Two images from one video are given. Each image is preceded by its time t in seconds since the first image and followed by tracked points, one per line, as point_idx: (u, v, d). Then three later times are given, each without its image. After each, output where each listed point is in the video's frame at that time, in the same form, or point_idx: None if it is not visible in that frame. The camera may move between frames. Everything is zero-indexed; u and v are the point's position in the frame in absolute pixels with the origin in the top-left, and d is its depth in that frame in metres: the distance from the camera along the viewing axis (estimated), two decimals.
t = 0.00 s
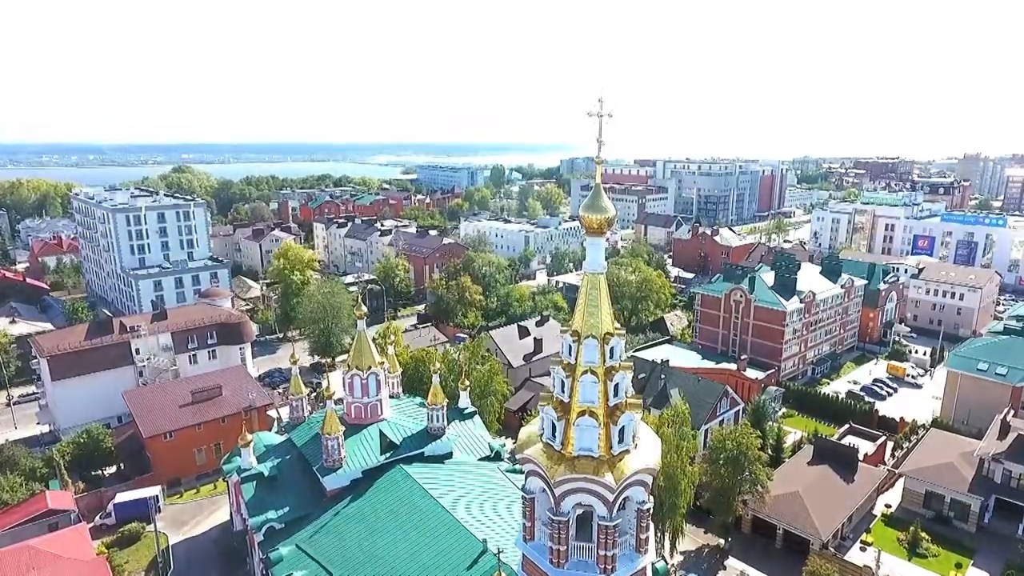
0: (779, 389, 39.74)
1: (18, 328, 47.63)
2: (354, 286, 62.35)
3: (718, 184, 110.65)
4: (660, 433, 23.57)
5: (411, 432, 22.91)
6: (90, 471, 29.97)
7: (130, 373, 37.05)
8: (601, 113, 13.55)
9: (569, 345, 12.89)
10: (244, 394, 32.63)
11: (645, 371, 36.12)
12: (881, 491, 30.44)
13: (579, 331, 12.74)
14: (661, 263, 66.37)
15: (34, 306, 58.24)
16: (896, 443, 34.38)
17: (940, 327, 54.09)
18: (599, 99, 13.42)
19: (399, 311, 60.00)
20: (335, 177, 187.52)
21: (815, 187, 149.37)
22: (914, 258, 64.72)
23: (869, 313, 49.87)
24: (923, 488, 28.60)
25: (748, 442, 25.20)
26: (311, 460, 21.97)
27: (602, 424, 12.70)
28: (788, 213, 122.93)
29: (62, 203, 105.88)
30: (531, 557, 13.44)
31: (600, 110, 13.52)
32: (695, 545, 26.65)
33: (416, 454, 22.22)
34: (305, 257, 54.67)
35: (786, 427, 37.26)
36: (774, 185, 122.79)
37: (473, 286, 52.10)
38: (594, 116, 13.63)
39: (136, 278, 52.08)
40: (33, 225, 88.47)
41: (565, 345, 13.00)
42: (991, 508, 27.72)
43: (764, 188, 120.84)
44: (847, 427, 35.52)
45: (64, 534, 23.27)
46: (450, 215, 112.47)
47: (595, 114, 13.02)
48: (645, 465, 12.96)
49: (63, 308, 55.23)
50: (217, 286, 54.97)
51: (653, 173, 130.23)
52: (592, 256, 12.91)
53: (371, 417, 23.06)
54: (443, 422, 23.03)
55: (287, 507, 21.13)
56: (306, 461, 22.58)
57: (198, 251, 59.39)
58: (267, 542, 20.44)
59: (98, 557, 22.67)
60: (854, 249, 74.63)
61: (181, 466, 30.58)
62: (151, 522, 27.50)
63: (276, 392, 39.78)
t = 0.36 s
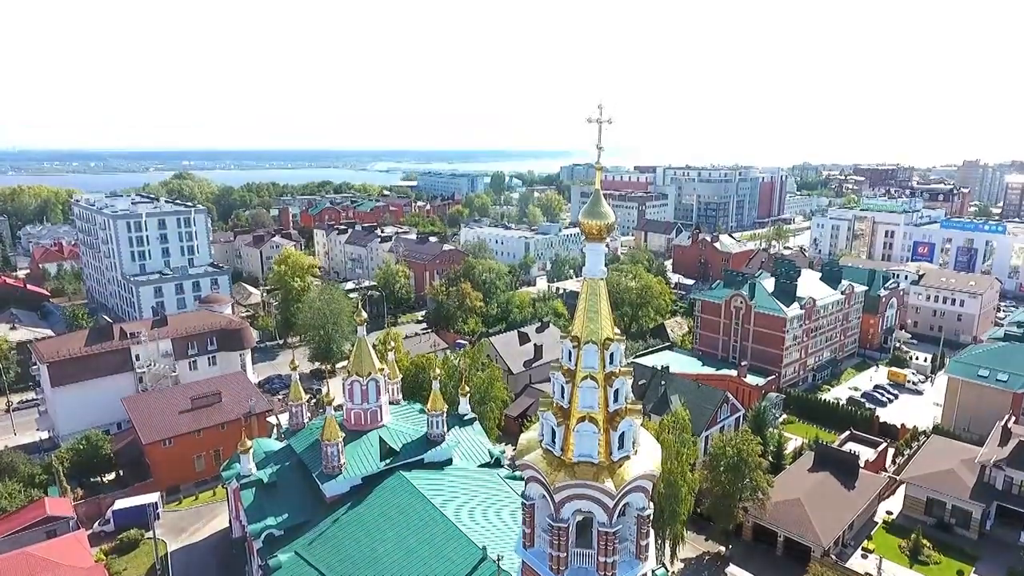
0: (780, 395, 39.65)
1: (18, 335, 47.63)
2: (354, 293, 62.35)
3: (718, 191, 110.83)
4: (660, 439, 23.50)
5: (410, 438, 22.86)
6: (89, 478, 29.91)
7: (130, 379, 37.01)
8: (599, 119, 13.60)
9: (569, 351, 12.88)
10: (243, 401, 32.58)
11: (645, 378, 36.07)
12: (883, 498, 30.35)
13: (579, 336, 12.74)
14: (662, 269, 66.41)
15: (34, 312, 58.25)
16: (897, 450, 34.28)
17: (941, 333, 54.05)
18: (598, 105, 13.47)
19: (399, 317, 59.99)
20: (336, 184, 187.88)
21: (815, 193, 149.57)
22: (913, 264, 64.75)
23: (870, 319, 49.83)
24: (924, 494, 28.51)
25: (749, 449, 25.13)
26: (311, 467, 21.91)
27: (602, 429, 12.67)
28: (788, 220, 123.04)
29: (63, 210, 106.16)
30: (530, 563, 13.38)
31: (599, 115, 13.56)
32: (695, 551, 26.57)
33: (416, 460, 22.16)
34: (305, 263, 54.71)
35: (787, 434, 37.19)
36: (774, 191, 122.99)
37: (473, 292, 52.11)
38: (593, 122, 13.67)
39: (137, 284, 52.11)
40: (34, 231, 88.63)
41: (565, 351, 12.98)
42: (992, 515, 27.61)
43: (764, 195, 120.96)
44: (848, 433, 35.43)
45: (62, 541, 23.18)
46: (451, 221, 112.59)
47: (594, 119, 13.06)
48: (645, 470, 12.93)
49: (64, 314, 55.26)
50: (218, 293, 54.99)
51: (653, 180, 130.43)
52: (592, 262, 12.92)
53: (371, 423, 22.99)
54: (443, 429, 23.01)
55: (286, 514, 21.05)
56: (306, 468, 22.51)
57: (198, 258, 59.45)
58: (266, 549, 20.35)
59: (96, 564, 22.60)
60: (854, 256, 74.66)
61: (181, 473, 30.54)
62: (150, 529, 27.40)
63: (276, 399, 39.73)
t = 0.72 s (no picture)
0: (781, 403, 39.55)
1: (17, 341, 47.57)
2: (354, 300, 62.36)
3: (718, 198, 110.94)
4: (660, 447, 23.44)
5: (410, 445, 22.78)
6: (87, 485, 29.80)
7: (129, 386, 36.96)
8: (599, 126, 13.62)
9: (569, 357, 12.85)
10: (243, 408, 32.53)
11: (645, 385, 36.00)
12: (884, 506, 30.22)
13: (579, 343, 12.71)
14: (661, 276, 66.43)
15: (34, 319, 58.23)
16: (898, 457, 34.17)
17: (941, 340, 54.01)
18: (598, 112, 13.51)
19: (399, 324, 59.96)
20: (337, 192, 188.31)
21: (814, 201, 149.77)
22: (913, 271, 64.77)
23: (870, 326, 49.80)
24: (925, 502, 28.41)
25: (749, 456, 25.06)
26: (310, 474, 21.84)
27: (602, 436, 12.62)
28: (788, 227, 123.20)
29: (64, 217, 106.35)
30: (530, 570, 13.29)
31: (599, 121, 13.58)
32: (696, 560, 26.43)
33: (415, 467, 22.09)
34: (305, 271, 54.72)
35: (787, 441, 37.08)
36: (774, 198, 123.17)
37: (473, 299, 52.11)
38: (592, 128, 13.69)
39: (137, 291, 52.11)
40: (35, 238, 88.66)
41: (564, 357, 12.96)
42: (994, 523, 27.50)
43: (763, 202, 121.13)
44: (849, 440, 35.32)
45: (59, 549, 23.05)
46: (451, 229, 112.69)
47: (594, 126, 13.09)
48: (645, 477, 12.87)
49: (64, 321, 55.25)
50: (218, 300, 54.98)
51: (653, 187, 130.61)
52: (591, 268, 12.93)
53: (370, 430, 22.93)
54: (443, 436, 22.96)
55: (285, 521, 20.96)
56: (305, 475, 22.42)
57: (198, 265, 59.48)
58: (265, 557, 20.26)
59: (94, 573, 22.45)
60: (854, 263, 74.68)
61: (180, 480, 30.44)
62: (148, 537, 27.26)
63: (275, 406, 39.67)
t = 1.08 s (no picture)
0: (782, 410, 39.43)
1: (17, 347, 47.55)
2: (354, 307, 62.34)
3: (718, 205, 111.04)
4: (660, 453, 23.33)
5: (410, 452, 22.70)
6: (85, 492, 29.73)
7: (128, 393, 36.91)
8: (598, 132, 13.63)
9: (569, 364, 12.81)
10: (242, 415, 32.45)
11: (645, 392, 35.94)
12: (886, 514, 30.09)
13: (579, 349, 12.67)
14: (661, 283, 66.45)
15: (34, 326, 58.17)
16: (900, 465, 34.04)
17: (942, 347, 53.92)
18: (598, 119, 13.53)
19: (399, 331, 59.90)
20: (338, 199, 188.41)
21: (814, 208, 149.95)
22: (913, 278, 64.78)
23: (870, 333, 49.75)
24: (927, 510, 28.31)
25: (750, 464, 25.01)
26: (310, 481, 21.76)
27: (602, 443, 12.56)
28: (788, 234, 123.29)
29: (65, 224, 106.52)
30: None
31: (598, 128, 13.56)
32: (697, 568, 26.27)
33: (415, 474, 22.01)
34: (305, 277, 54.73)
35: (788, 448, 36.95)
36: (774, 206, 123.29)
37: (473, 306, 52.09)
38: (593, 135, 13.68)
39: (137, 298, 52.12)
40: (36, 245, 88.78)
41: (565, 364, 12.93)
42: (997, 531, 27.34)
43: (763, 209, 121.25)
44: (850, 448, 35.19)
45: (57, 556, 22.92)
46: (451, 235, 112.80)
47: (593, 133, 13.12)
48: (646, 484, 12.82)
49: (64, 328, 55.22)
50: (218, 306, 54.95)
51: (653, 195, 130.78)
52: (592, 274, 12.91)
53: (370, 437, 22.85)
54: (442, 443, 22.90)
55: (284, 529, 20.84)
56: (304, 482, 22.33)
57: (199, 272, 59.47)
58: (264, 564, 20.17)
59: None
60: (854, 270, 74.68)
61: (178, 487, 30.34)
62: (146, 545, 27.11)
63: (275, 413, 39.57)
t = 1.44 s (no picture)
0: (782, 417, 39.32)
1: (17, 354, 47.48)
2: (354, 313, 62.30)
3: (718, 212, 111.12)
4: (660, 461, 23.27)
5: (410, 460, 22.62)
6: (83, 500, 29.56)
7: (127, 401, 36.81)
8: (598, 138, 13.63)
9: (569, 370, 12.77)
10: (241, 422, 32.35)
11: (645, 399, 35.86)
12: (888, 522, 29.95)
13: (580, 355, 12.62)
14: (661, 290, 66.45)
15: (34, 333, 58.13)
16: (901, 472, 33.93)
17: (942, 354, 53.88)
18: (597, 126, 13.52)
19: (399, 338, 59.84)
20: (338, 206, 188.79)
21: (813, 215, 150.15)
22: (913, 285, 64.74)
23: (870, 340, 49.71)
24: (929, 518, 28.17)
25: (751, 471, 24.90)
26: (309, 489, 21.65)
27: (603, 450, 12.49)
28: (787, 241, 123.42)
29: (65, 231, 106.64)
30: None
31: (599, 134, 13.50)
32: None
33: (415, 482, 21.92)
34: (305, 284, 54.74)
35: (789, 456, 36.82)
36: (774, 213, 123.42)
37: (473, 313, 52.03)
38: (593, 141, 13.63)
39: (136, 305, 52.09)
40: (36, 252, 88.82)
41: (565, 371, 12.88)
42: (999, 539, 27.20)
43: (763, 216, 121.38)
44: (851, 455, 35.06)
45: (54, 565, 22.78)
46: (451, 242, 112.86)
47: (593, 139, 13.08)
48: (646, 492, 12.74)
49: (63, 334, 55.18)
50: (218, 313, 54.91)
51: (652, 201, 130.95)
52: (592, 280, 12.89)
53: (370, 444, 22.79)
54: (442, 450, 22.81)
55: (283, 537, 20.73)
56: (303, 490, 22.22)
57: (199, 278, 59.44)
58: (263, 573, 20.04)
59: None
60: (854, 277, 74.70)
61: (177, 495, 30.20)
62: (144, 553, 26.94)
63: (274, 420, 39.49)
